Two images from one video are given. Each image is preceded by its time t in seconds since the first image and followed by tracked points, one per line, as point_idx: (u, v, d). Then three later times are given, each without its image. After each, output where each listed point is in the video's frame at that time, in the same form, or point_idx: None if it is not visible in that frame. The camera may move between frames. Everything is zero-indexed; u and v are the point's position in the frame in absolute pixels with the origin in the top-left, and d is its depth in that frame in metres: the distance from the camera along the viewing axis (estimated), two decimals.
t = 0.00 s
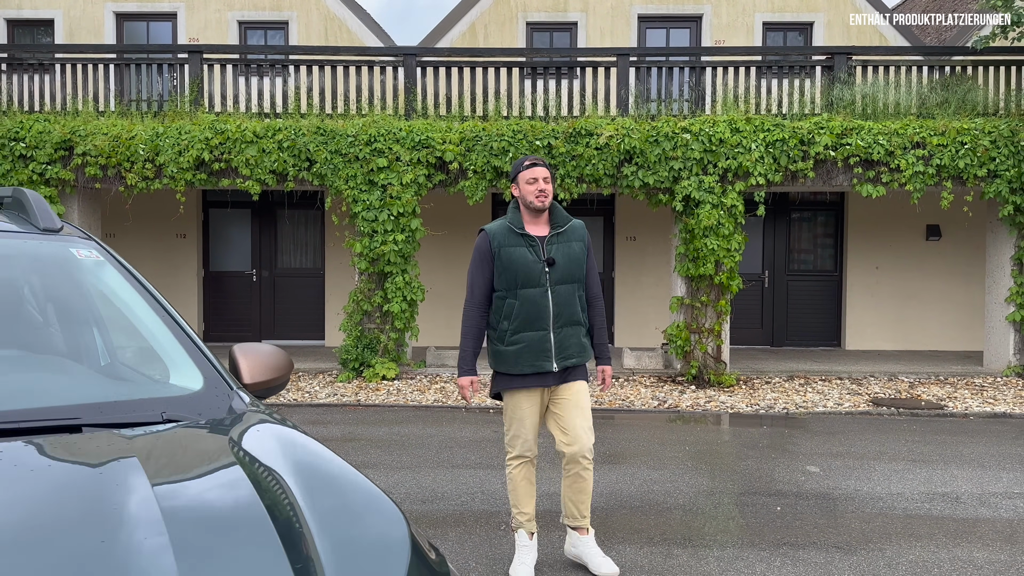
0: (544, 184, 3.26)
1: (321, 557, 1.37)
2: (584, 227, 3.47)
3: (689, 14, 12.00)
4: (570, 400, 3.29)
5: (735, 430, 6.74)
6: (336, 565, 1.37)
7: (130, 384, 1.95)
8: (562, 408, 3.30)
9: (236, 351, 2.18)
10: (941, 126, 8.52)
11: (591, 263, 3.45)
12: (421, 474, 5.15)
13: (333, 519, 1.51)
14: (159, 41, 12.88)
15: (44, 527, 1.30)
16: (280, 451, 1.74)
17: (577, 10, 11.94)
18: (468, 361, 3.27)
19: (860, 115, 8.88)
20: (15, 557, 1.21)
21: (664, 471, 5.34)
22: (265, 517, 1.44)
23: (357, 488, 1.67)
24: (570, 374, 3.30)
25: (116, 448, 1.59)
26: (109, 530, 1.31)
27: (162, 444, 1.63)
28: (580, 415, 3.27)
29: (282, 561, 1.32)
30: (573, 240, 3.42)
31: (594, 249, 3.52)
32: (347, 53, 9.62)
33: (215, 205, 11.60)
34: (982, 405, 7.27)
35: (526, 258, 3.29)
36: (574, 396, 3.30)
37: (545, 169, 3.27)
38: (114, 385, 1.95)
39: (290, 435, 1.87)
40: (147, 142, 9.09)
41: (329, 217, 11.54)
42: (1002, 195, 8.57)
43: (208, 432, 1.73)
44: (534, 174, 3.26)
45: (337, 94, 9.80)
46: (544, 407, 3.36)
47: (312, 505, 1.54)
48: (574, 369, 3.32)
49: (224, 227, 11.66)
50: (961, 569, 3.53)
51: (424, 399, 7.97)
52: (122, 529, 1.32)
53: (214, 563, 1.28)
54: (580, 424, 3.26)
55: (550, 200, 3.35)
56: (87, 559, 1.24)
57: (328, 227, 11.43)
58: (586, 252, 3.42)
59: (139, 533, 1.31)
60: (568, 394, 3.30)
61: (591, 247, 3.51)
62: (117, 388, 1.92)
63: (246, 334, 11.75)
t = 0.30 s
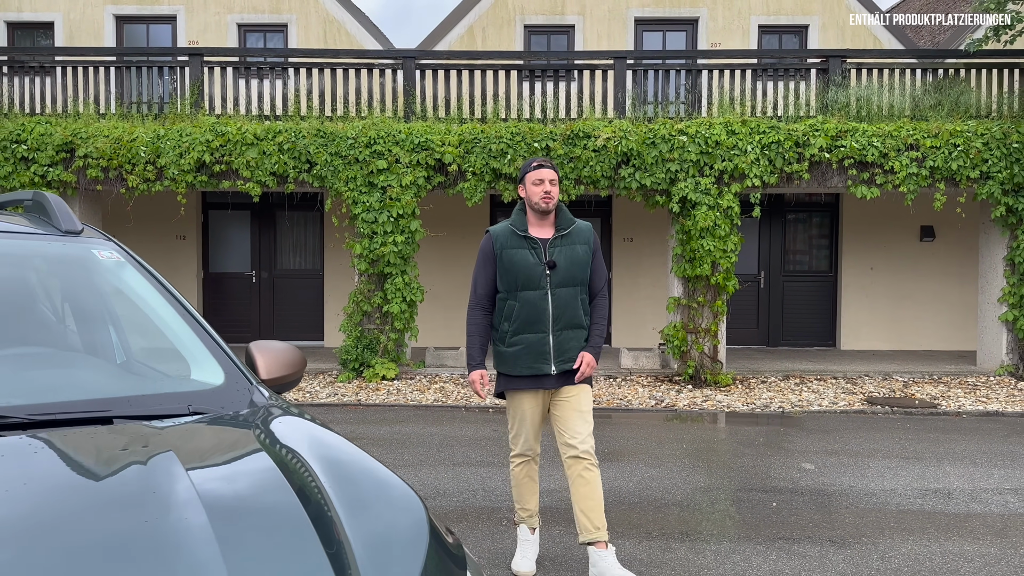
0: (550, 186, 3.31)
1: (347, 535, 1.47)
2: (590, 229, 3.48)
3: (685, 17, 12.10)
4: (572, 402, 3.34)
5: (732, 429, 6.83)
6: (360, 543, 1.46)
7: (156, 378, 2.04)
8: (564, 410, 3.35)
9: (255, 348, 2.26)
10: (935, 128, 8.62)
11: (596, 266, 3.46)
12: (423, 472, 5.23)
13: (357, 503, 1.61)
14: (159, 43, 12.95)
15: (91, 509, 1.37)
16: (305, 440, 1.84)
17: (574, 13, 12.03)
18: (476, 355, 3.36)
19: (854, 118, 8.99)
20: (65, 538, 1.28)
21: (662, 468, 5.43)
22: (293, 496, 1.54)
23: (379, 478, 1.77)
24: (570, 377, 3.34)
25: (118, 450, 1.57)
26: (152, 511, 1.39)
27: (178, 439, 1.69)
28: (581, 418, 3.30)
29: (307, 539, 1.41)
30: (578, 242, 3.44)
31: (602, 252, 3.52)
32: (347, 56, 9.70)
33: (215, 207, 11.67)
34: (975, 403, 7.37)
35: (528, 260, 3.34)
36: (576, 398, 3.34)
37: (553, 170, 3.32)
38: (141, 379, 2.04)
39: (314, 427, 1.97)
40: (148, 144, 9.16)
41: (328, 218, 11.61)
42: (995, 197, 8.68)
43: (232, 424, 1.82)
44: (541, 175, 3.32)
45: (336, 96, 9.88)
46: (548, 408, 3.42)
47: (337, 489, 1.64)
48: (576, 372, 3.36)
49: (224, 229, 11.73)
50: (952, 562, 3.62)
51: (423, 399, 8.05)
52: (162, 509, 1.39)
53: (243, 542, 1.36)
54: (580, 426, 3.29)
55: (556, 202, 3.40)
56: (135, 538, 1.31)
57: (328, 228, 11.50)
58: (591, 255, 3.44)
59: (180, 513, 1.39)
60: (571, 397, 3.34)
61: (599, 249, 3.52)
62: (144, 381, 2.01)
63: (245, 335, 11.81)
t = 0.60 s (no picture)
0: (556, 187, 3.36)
1: (365, 520, 1.56)
2: (606, 229, 3.43)
3: (680, 21, 12.20)
4: (583, 409, 3.35)
5: (728, 428, 6.92)
6: (377, 528, 1.56)
7: (175, 373, 2.13)
8: (575, 416, 3.37)
9: (268, 346, 2.36)
10: (927, 130, 8.72)
11: (611, 268, 3.42)
12: (424, 471, 5.31)
13: (373, 493, 1.70)
14: (158, 47, 13.03)
15: (123, 497, 1.44)
16: (323, 433, 1.94)
17: (571, 17, 12.12)
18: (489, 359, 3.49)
19: (849, 120, 9.08)
20: (101, 524, 1.35)
21: (659, 466, 5.51)
22: (315, 480, 1.63)
23: (394, 470, 1.86)
24: (577, 380, 3.34)
25: (109, 452, 1.60)
26: (182, 497, 1.46)
27: (189, 432, 1.74)
28: (591, 426, 3.32)
29: (323, 524, 1.48)
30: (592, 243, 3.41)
31: (622, 253, 3.44)
32: (346, 60, 9.78)
33: (215, 210, 11.74)
34: (968, 402, 7.46)
35: (537, 261, 3.38)
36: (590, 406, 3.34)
37: (561, 171, 3.35)
38: (162, 374, 2.12)
39: (331, 423, 2.06)
40: (149, 147, 9.24)
41: (327, 221, 11.69)
42: (987, 198, 8.77)
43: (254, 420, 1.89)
44: (546, 176, 3.38)
45: (335, 100, 9.95)
46: (559, 412, 3.45)
47: (354, 478, 1.73)
48: (584, 376, 3.35)
49: (223, 232, 11.80)
50: (943, 555, 3.69)
51: (423, 399, 8.13)
52: (191, 496, 1.46)
53: (264, 524, 1.43)
54: (589, 434, 3.30)
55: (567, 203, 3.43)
56: (167, 522, 1.38)
57: (327, 231, 11.57)
58: (604, 257, 3.40)
59: (209, 499, 1.46)
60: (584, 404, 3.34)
61: (619, 250, 3.45)
62: (166, 376, 2.10)
63: (245, 337, 11.88)
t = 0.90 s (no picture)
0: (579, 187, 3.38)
1: (374, 513, 1.64)
2: (624, 229, 3.46)
3: (678, 24, 12.28)
4: (597, 412, 3.38)
5: (726, 427, 6.99)
6: (386, 521, 1.64)
7: (187, 375, 2.20)
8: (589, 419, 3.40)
9: (275, 349, 2.43)
10: (923, 132, 8.78)
11: (630, 268, 3.43)
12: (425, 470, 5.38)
13: (381, 489, 1.77)
14: (159, 51, 13.10)
15: (140, 493, 1.49)
16: (333, 431, 2.02)
17: (570, 20, 12.19)
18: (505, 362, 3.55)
19: (845, 122, 9.15)
20: (117, 520, 1.40)
21: (657, 465, 5.58)
22: (325, 475, 1.70)
23: (401, 468, 1.93)
24: (595, 381, 3.38)
25: (110, 455, 1.64)
26: (199, 491, 1.52)
27: (198, 432, 1.80)
28: (604, 430, 3.35)
29: (333, 517, 1.55)
30: (610, 243, 3.44)
31: (642, 252, 3.45)
32: (346, 64, 9.85)
33: (216, 213, 11.80)
34: (964, 402, 7.52)
35: (553, 262, 3.43)
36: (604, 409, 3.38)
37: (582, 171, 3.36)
38: (174, 375, 2.19)
39: (340, 422, 2.14)
40: (150, 151, 9.30)
41: (328, 223, 11.75)
42: (983, 199, 8.83)
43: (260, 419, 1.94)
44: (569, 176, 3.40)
45: (336, 103, 10.02)
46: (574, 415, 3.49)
47: (363, 475, 1.80)
48: (602, 377, 3.38)
49: (225, 234, 11.88)
50: (934, 552, 3.76)
51: (423, 400, 8.20)
52: (209, 490, 1.53)
53: (276, 514, 1.50)
54: (602, 437, 3.33)
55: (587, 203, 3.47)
56: (187, 515, 1.45)
57: (327, 233, 11.63)
58: (622, 257, 3.42)
59: (228, 492, 1.53)
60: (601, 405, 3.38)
61: (638, 249, 3.46)
62: (177, 377, 2.17)
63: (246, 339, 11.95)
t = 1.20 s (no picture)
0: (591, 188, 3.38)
1: (379, 496, 1.72)
2: (639, 228, 3.46)
3: (678, 23, 12.34)
4: (605, 409, 3.41)
5: (726, 424, 7.06)
6: (392, 504, 1.72)
7: (199, 366, 2.29)
8: (596, 415, 3.43)
9: (280, 344, 2.53)
10: (922, 131, 8.84)
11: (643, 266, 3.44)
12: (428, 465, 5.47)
13: (387, 475, 1.85)
14: (164, 52, 13.22)
15: (154, 477, 1.57)
16: (344, 421, 2.11)
17: (571, 20, 12.27)
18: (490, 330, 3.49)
19: (845, 121, 9.21)
20: (130, 505, 1.47)
21: (656, 460, 5.67)
22: (334, 459, 1.79)
23: (407, 457, 2.01)
24: (606, 380, 3.37)
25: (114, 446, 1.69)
26: (211, 477, 1.59)
27: (203, 421, 1.88)
28: (612, 427, 3.38)
29: (343, 500, 1.62)
30: (624, 243, 3.45)
31: (657, 249, 3.46)
32: (349, 64, 9.95)
33: (221, 212, 11.90)
34: (962, 398, 7.59)
35: (567, 260, 3.45)
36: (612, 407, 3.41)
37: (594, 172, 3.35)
38: (187, 367, 2.29)
39: (351, 414, 2.23)
40: (156, 151, 9.40)
41: (332, 222, 11.85)
42: (982, 197, 8.88)
43: (267, 409, 2.02)
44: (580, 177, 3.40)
45: (339, 103, 10.11)
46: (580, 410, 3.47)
47: (370, 462, 1.89)
48: (614, 375, 3.37)
49: (229, 234, 11.98)
50: (927, 543, 3.83)
51: (426, 397, 8.29)
52: (222, 474, 1.61)
53: (289, 493, 1.59)
54: (609, 434, 3.37)
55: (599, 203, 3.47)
56: (204, 495, 1.53)
57: (331, 232, 11.73)
58: (636, 256, 3.42)
59: (244, 475, 1.61)
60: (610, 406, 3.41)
61: (652, 248, 3.46)
62: (190, 369, 2.26)
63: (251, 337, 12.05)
